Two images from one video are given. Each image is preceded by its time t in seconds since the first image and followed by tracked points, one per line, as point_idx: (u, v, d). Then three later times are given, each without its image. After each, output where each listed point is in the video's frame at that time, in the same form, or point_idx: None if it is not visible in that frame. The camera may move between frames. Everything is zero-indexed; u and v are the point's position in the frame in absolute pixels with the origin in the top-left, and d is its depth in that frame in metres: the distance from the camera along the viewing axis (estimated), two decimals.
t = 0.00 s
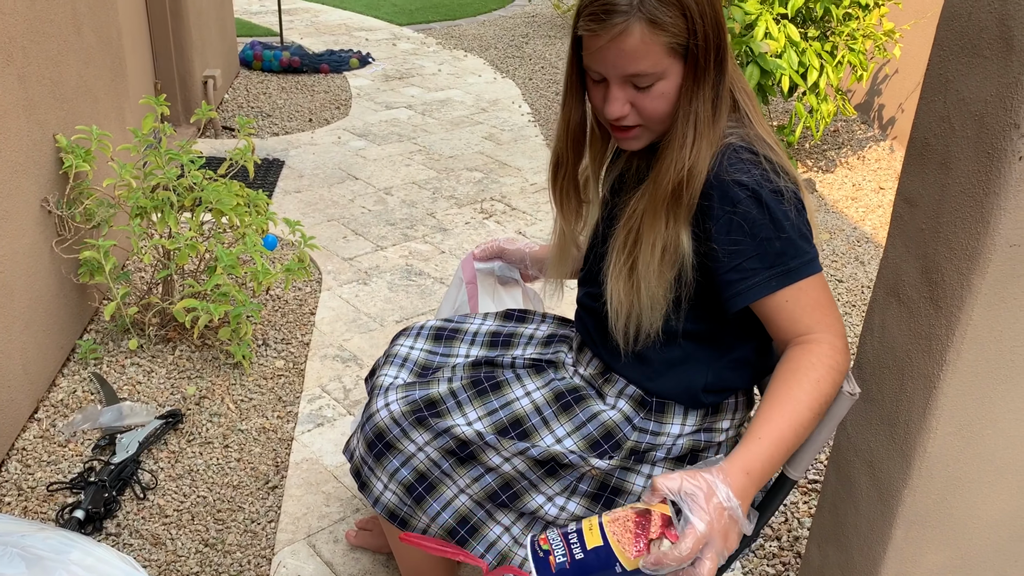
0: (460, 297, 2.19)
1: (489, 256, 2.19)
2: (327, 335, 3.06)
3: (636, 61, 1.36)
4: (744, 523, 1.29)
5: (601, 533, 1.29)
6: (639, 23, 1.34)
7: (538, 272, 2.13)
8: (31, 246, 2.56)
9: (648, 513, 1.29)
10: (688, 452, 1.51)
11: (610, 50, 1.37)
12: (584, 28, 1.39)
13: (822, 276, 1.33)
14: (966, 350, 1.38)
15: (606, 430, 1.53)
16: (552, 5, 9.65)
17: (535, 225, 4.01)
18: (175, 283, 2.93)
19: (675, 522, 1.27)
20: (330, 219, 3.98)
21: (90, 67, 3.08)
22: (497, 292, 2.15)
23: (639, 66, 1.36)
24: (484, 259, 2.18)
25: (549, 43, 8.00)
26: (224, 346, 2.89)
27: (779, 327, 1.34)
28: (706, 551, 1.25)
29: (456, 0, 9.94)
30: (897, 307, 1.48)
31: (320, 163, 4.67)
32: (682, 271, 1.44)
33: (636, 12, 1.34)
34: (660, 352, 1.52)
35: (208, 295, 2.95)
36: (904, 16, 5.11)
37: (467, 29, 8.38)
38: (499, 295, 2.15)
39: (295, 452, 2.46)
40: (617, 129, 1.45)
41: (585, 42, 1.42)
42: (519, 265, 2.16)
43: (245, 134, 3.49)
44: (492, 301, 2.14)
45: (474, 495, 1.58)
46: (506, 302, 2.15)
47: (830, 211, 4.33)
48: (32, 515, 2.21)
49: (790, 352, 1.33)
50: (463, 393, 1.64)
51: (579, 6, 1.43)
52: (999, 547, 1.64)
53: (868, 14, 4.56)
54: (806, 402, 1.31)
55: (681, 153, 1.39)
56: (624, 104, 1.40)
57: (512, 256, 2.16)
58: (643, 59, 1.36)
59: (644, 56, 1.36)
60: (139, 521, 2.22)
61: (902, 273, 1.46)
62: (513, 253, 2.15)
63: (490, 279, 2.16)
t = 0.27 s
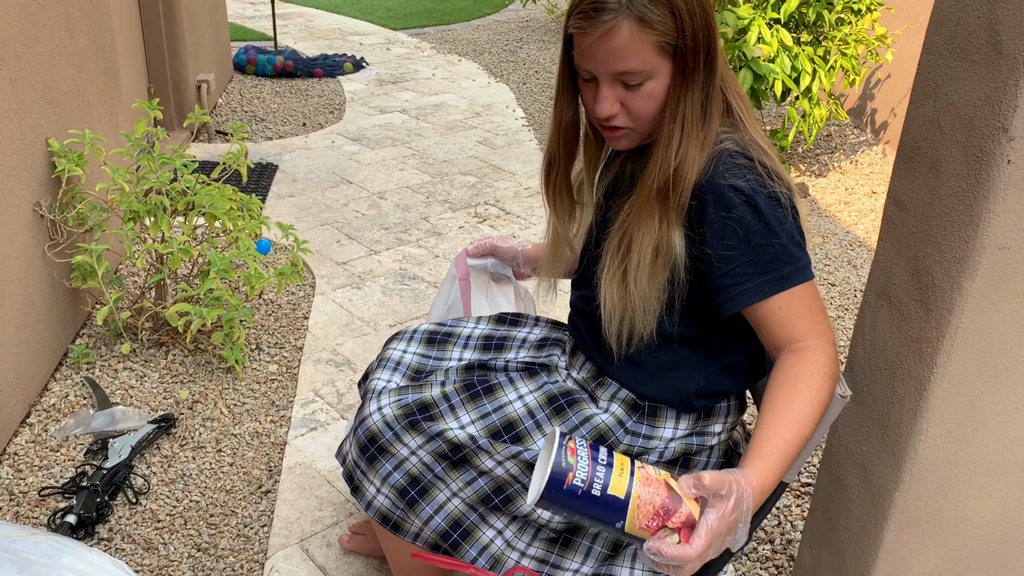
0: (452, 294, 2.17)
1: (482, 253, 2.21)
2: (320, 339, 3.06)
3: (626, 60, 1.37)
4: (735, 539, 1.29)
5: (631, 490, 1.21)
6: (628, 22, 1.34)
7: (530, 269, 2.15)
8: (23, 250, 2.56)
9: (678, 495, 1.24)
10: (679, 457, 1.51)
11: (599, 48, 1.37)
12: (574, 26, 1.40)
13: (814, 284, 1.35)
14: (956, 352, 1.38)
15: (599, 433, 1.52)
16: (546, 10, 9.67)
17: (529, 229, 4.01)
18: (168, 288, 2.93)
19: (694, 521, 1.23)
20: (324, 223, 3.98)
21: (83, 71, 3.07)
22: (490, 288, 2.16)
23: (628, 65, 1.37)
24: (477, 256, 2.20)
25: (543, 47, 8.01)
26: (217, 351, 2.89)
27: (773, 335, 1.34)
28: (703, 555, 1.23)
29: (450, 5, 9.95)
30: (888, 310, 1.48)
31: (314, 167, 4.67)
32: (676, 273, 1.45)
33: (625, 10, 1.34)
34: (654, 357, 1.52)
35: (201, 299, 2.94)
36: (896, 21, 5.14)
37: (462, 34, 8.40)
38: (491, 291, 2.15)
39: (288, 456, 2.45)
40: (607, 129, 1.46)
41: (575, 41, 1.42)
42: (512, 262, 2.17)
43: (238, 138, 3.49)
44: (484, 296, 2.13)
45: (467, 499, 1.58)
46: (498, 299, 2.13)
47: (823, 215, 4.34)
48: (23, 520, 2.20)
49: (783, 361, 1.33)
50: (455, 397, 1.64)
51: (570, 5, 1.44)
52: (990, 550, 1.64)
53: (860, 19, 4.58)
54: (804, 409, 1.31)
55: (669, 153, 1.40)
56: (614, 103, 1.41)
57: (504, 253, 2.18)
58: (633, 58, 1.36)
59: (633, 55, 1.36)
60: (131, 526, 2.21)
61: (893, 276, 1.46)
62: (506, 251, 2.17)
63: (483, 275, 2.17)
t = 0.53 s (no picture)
0: (448, 291, 2.17)
1: (479, 249, 2.18)
2: (314, 339, 3.05)
3: (623, 54, 1.36)
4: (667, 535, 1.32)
5: (632, 451, 1.20)
6: (625, 16, 1.34)
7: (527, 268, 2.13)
8: (15, 249, 2.55)
9: (660, 480, 1.24)
10: (674, 459, 1.51)
11: (596, 42, 1.37)
12: (571, 20, 1.39)
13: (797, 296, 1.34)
14: (950, 352, 1.38)
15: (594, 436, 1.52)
16: (541, 11, 9.68)
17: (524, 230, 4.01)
18: (162, 287, 2.92)
19: (656, 506, 1.25)
20: (318, 223, 3.97)
21: (76, 70, 3.06)
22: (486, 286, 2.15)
23: (625, 59, 1.37)
24: (474, 252, 2.17)
25: (538, 48, 8.02)
26: (211, 351, 2.88)
27: (748, 341, 1.35)
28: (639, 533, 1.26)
29: (445, 6, 9.95)
30: (882, 310, 1.48)
31: (309, 167, 4.67)
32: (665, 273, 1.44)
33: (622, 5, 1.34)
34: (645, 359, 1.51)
35: (194, 299, 2.93)
36: (890, 23, 5.15)
37: (457, 35, 8.39)
38: (488, 289, 2.14)
39: (282, 457, 2.45)
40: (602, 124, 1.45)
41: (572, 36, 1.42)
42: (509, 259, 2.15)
43: (233, 138, 3.48)
44: (480, 295, 2.13)
45: (461, 500, 1.58)
46: (494, 297, 2.13)
47: (818, 217, 4.34)
48: (15, 520, 2.19)
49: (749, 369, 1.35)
50: (449, 398, 1.63)
51: None
52: (984, 549, 1.65)
53: (855, 20, 4.59)
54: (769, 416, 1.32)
55: (660, 148, 1.41)
56: (610, 98, 1.40)
57: (501, 250, 2.15)
58: (630, 53, 1.36)
59: (630, 49, 1.36)
60: (124, 526, 2.20)
61: (887, 276, 1.46)
62: (503, 248, 2.15)
63: (480, 272, 2.16)
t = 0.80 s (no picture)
0: (447, 290, 2.16)
1: (479, 248, 2.18)
2: (312, 337, 3.05)
3: (620, 53, 1.35)
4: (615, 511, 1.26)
5: (611, 396, 1.21)
6: (622, 14, 1.33)
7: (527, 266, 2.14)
8: (12, 246, 2.54)
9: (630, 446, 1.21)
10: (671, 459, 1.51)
11: (592, 42, 1.36)
12: (567, 19, 1.38)
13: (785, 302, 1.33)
14: (949, 350, 1.38)
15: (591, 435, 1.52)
16: (540, 8, 9.67)
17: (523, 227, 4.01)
18: (159, 285, 2.91)
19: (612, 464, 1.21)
20: (316, 221, 3.97)
21: (74, 66, 3.05)
22: (486, 284, 2.15)
23: (622, 57, 1.36)
24: (473, 251, 2.17)
25: (537, 46, 8.01)
26: (208, 348, 2.87)
27: (725, 346, 1.35)
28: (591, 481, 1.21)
29: (444, 3, 9.94)
30: (881, 308, 1.48)
31: (306, 164, 4.66)
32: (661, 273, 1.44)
33: (619, 3, 1.33)
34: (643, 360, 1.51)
35: (192, 296, 2.93)
36: (889, 22, 5.15)
37: (455, 32, 8.39)
38: (487, 288, 2.14)
39: (279, 454, 2.44)
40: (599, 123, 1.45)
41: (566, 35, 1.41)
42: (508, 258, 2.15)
43: (231, 135, 3.47)
44: (480, 293, 2.13)
45: (458, 498, 1.57)
46: (494, 296, 2.13)
47: (816, 216, 4.34)
48: (12, 517, 2.18)
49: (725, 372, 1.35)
50: (447, 397, 1.63)
51: None
52: (982, 548, 1.65)
53: (854, 19, 4.59)
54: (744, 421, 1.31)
55: (657, 146, 1.41)
56: (608, 97, 1.40)
57: (501, 249, 2.16)
58: (628, 51, 1.35)
59: (628, 48, 1.35)
60: (120, 523, 2.19)
61: (886, 275, 1.46)
62: (503, 248, 2.15)
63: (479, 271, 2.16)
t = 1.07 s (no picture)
0: (451, 286, 2.16)
1: (483, 244, 2.18)
2: (314, 335, 3.04)
3: (621, 55, 1.35)
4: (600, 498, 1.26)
5: (600, 381, 1.21)
6: (622, 15, 1.33)
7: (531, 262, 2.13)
8: (14, 243, 2.54)
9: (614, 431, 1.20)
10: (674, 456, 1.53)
11: (592, 43, 1.35)
12: (568, 20, 1.38)
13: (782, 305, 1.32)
14: (953, 350, 1.38)
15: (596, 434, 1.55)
16: (542, 6, 9.66)
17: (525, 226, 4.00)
18: (161, 282, 2.91)
19: (594, 447, 1.21)
20: (318, 219, 3.96)
21: (76, 64, 3.05)
22: (490, 281, 2.14)
23: (623, 58, 1.35)
24: (477, 248, 2.17)
25: (539, 44, 8.00)
26: (210, 346, 2.87)
27: (724, 346, 1.34)
28: (574, 466, 1.21)
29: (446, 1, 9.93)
30: (884, 308, 1.48)
31: (309, 162, 4.66)
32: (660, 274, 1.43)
33: (618, 3, 1.32)
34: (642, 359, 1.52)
35: (194, 293, 2.93)
36: (892, 21, 5.15)
37: (457, 30, 8.38)
38: (491, 285, 2.14)
39: (281, 452, 2.44)
40: (602, 124, 1.45)
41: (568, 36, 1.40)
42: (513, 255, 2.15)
43: (233, 132, 3.47)
44: (484, 290, 2.13)
45: (460, 497, 1.57)
46: (497, 293, 2.13)
47: (819, 214, 4.34)
48: (14, 514, 2.18)
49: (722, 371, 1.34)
50: (449, 396, 1.63)
51: None
52: (985, 548, 1.64)
53: (857, 18, 4.59)
54: (741, 421, 1.31)
55: (657, 146, 1.40)
56: (608, 98, 1.39)
57: (506, 246, 2.15)
58: (627, 52, 1.35)
59: (627, 49, 1.35)
60: (122, 521, 2.19)
61: (890, 274, 1.46)
62: (508, 244, 2.15)
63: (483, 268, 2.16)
